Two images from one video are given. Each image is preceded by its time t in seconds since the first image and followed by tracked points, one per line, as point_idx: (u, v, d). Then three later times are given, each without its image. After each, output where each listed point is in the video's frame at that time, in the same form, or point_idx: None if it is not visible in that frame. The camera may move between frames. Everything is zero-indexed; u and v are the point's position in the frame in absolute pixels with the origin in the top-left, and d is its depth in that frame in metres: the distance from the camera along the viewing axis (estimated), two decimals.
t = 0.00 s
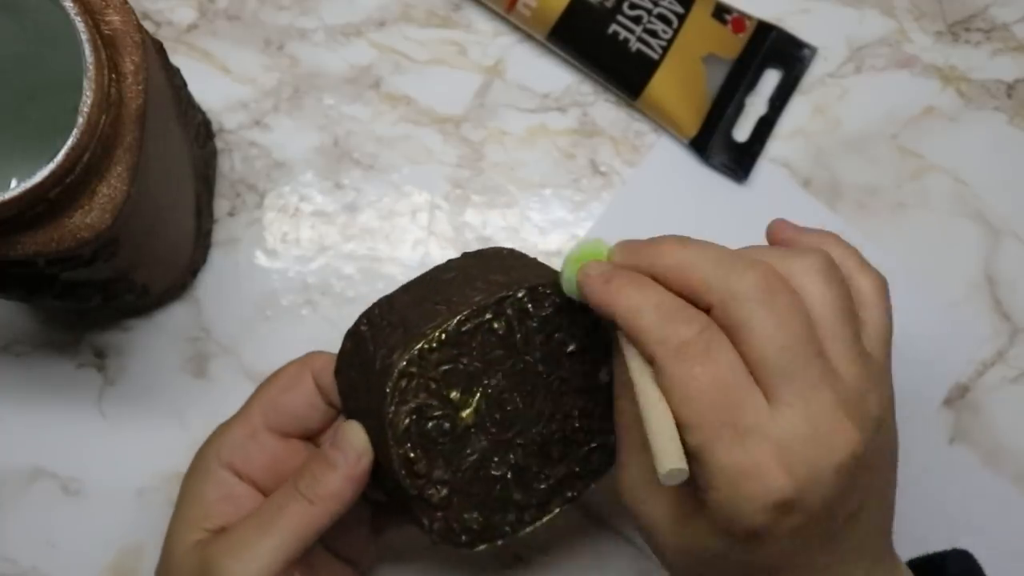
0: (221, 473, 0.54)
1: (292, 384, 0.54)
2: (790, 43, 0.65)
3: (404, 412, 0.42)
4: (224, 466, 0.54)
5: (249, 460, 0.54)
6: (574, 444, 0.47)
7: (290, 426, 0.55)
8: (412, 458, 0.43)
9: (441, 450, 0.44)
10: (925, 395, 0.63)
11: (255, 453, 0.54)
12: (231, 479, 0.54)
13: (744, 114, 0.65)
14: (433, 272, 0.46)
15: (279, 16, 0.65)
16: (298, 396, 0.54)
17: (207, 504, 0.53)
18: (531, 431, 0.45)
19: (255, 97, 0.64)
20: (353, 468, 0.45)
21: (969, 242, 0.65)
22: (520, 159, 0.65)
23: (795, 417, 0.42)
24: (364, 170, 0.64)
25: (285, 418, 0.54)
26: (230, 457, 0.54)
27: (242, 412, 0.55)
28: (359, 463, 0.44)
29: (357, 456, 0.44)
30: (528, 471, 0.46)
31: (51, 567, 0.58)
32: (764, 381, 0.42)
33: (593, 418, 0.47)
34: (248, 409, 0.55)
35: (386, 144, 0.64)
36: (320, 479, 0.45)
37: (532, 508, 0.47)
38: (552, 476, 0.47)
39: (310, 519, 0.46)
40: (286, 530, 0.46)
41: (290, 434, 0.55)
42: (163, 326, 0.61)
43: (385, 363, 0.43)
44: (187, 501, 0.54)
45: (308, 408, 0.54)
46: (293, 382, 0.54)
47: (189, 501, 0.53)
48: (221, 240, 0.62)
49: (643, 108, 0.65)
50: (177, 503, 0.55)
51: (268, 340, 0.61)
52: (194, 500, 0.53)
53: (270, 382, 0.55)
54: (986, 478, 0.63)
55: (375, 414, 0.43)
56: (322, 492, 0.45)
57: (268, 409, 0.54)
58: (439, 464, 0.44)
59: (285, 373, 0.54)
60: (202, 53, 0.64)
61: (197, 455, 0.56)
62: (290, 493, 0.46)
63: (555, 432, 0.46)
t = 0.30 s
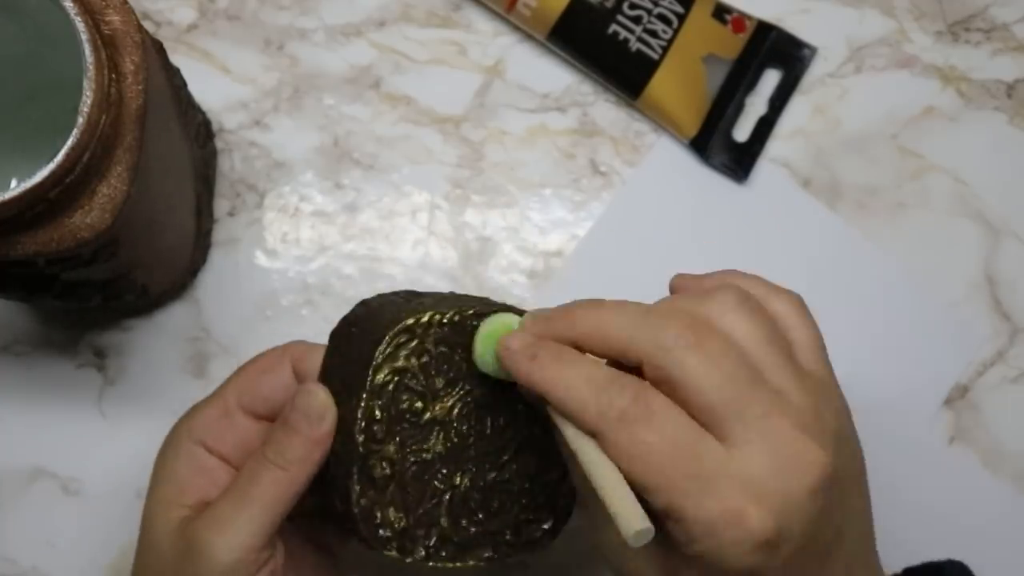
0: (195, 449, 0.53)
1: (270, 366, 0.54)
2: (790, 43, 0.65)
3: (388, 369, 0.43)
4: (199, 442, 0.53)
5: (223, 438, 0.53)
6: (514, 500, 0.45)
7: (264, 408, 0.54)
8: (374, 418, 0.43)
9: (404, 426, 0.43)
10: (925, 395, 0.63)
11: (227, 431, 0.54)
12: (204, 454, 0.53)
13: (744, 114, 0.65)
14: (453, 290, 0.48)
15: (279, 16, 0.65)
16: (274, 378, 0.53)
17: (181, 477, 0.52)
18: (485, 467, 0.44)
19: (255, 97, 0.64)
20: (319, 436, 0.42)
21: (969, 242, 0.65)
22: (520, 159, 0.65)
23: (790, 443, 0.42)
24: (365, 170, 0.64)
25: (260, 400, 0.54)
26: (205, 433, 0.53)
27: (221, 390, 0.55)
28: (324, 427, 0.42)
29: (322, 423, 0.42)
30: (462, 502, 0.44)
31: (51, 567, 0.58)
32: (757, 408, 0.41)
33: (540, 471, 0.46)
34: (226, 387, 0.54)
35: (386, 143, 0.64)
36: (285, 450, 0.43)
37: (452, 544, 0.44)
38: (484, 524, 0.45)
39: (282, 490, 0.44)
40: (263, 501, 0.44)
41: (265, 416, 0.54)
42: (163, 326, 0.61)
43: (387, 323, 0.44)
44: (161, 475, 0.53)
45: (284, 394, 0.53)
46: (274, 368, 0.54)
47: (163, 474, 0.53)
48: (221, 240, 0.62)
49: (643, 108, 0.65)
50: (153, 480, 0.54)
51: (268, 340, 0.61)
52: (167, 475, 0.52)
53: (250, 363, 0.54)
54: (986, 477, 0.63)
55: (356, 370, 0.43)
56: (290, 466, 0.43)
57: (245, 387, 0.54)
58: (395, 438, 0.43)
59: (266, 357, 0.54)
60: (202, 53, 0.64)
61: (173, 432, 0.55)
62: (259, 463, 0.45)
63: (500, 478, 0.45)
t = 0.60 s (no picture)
0: (190, 441, 0.53)
1: (260, 351, 0.54)
2: (790, 43, 0.65)
3: (378, 338, 0.42)
4: (196, 433, 0.53)
5: (220, 429, 0.53)
6: (522, 452, 0.45)
7: (256, 395, 0.54)
8: (372, 390, 0.42)
9: (401, 391, 0.42)
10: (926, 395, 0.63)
11: (225, 422, 0.54)
12: (202, 447, 0.53)
13: (744, 114, 0.65)
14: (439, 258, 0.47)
15: (279, 16, 0.65)
16: (263, 360, 0.54)
17: (182, 469, 0.52)
18: (487, 420, 0.44)
19: (255, 97, 0.64)
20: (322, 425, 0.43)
21: (969, 242, 0.65)
22: (520, 159, 0.65)
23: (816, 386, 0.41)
24: (365, 169, 0.64)
25: (253, 387, 0.54)
26: (201, 425, 0.53)
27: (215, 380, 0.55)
28: (325, 416, 0.43)
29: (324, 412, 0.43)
30: (473, 463, 0.44)
31: (52, 566, 0.58)
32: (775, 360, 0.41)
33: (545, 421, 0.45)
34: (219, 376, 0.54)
35: (386, 143, 0.64)
36: (288, 438, 0.44)
37: (466, 504, 0.44)
38: (494, 480, 0.44)
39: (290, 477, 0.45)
40: (272, 487, 0.46)
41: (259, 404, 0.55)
42: (163, 326, 0.61)
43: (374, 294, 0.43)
44: (161, 468, 0.53)
45: (278, 378, 0.54)
46: (265, 351, 0.54)
47: (164, 470, 0.52)
48: (222, 240, 0.62)
49: (642, 108, 0.65)
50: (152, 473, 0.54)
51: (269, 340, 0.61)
52: (166, 468, 0.52)
53: (241, 350, 0.55)
54: (985, 477, 0.63)
55: (347, 349, 0.43)
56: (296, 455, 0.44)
57: (237, 373, 0.54)
58: (396, 406, 0.42)
59: (256, 343, 0.54)
60: (202, 53, 0.64)
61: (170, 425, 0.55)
62: (264, 450, 0.46)
63: (507, 434, 0.44)
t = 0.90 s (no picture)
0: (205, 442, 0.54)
1: (258, 347, 0.53)
2: (790, 43, 0.65)
3: (368, 322, 0.43)
4: (210, 434, 0.54)
5: (232, 429, 0.54)
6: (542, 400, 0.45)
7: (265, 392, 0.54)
8: (376, 373, 0.43)
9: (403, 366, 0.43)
10: (925, 395, 0.63)
11: (235, 422, 0.54)
12: (217, 447, 0.54)
13: (744, 114, 0.65)
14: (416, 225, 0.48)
15: (279, 16, 0.65)
16: (263, 355, 0.53)
17: (197, 470, 0.53)
18: (499, 374, 0.44)
19: (255, 97, 0.64)
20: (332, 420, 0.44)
21: (969, 241, 0.65)
22: (520, 159, 0.65)
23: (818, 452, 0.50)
24: (365, 170, 0.64)
25: (260, 383, 0.53)
26: (214, 425, 0.54)
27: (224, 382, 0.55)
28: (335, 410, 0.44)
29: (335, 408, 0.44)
30: (495, 421, 0.44)
31: (52, 566, 0.58)
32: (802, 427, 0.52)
33: (558, 360, 0.46)
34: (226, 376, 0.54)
35: (386, 144, 0.64)
36: (299, 434, 0.45)
37: (501, 461, 0.44)
38: (522, 432, 0.45)
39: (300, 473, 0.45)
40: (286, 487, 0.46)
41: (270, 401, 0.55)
42: (164, 325, 0.61)
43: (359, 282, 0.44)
44: (178, 471, 0.53)
45: (280, 373, 0.53)
46: (264, 345, 0.53)
47: (179, 475, 0.53)
48: (222, 240, 0.62)
49: (642, 108, 0.65)
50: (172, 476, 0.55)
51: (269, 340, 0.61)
52: (183, 469, 0.53)
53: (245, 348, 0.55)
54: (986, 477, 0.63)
55: (341, 335, 0.44)
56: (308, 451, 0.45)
57: (243, 372, 0.54)
58: (404, 384, 0.43)
59: (255, 338, 0.54)
60: (203, 53, 0.64)
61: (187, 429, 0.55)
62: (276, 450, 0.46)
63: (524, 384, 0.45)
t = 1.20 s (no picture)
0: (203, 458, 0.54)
1: (261, 362, 0.54)
2: (790, 43, 0.65)
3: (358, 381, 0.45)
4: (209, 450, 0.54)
5: (236, 447, 0.55)
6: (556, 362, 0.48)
7: (273, 403, 0.55)
8: (388, 425, 0.45)
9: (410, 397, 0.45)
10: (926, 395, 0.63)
11: (240, 440, 0.55)
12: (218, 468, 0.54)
13: (744, 114, 0.65)
14: (356, 242, 0.47)
15: (279, 16, 0.65)
16: (267, 368, 0.54)
17: (195, 484, 0.53)
18: (500, 364, 0.47)
19: (255, 97, 0.64)
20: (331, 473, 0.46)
21: (969, 241, 0.65)
22: (521, 159, 0.65)
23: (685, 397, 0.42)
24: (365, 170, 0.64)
25: (267, 397, 0.55)
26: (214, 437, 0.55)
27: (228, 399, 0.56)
28: (342, 452, 0.46)
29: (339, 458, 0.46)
30: (513, 402, 0.48)
31: (51, 566, 0.58)
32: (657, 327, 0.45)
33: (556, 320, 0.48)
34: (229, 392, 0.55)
35: (386, 144, 0.64)
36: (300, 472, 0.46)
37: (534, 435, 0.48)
38: (540, 400, 0.48)
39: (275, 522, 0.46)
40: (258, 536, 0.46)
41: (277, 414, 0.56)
42: (164, 325, 0.61)
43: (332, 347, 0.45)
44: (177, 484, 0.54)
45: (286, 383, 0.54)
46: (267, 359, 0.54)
47: (179, 489, 0.54)
48: (222, 240, 0.62)
49: (642, 108, 0.65)
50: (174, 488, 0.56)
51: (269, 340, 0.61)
52: (180, 485, 0.54)
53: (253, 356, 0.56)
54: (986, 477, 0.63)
55: (336, 394, 0.45)
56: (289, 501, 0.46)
57: (246, 390, 0.55)
58: (415, 418, 0.46)
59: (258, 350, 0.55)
60: (203, 53, 0.64)
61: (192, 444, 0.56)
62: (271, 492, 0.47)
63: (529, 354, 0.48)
